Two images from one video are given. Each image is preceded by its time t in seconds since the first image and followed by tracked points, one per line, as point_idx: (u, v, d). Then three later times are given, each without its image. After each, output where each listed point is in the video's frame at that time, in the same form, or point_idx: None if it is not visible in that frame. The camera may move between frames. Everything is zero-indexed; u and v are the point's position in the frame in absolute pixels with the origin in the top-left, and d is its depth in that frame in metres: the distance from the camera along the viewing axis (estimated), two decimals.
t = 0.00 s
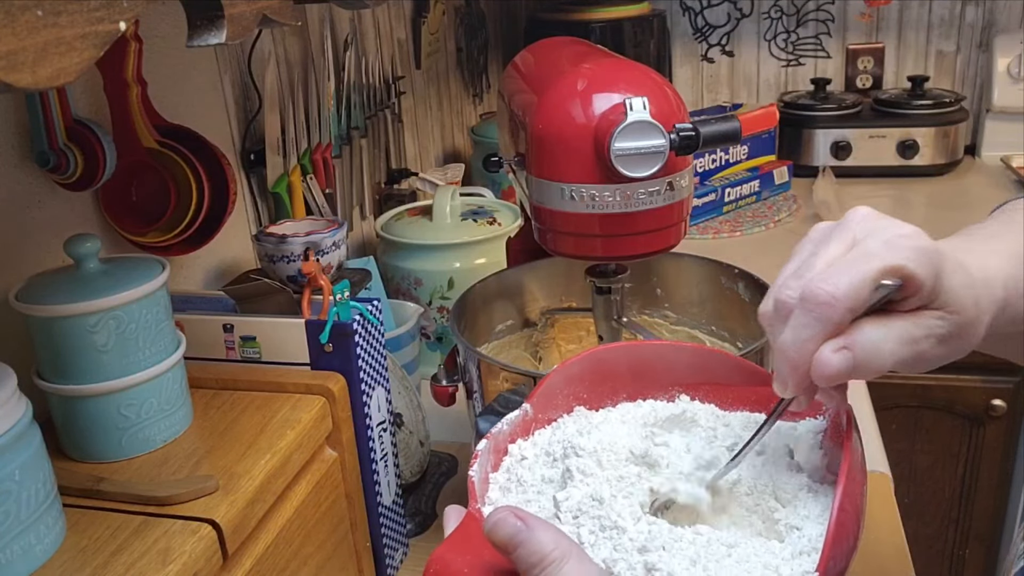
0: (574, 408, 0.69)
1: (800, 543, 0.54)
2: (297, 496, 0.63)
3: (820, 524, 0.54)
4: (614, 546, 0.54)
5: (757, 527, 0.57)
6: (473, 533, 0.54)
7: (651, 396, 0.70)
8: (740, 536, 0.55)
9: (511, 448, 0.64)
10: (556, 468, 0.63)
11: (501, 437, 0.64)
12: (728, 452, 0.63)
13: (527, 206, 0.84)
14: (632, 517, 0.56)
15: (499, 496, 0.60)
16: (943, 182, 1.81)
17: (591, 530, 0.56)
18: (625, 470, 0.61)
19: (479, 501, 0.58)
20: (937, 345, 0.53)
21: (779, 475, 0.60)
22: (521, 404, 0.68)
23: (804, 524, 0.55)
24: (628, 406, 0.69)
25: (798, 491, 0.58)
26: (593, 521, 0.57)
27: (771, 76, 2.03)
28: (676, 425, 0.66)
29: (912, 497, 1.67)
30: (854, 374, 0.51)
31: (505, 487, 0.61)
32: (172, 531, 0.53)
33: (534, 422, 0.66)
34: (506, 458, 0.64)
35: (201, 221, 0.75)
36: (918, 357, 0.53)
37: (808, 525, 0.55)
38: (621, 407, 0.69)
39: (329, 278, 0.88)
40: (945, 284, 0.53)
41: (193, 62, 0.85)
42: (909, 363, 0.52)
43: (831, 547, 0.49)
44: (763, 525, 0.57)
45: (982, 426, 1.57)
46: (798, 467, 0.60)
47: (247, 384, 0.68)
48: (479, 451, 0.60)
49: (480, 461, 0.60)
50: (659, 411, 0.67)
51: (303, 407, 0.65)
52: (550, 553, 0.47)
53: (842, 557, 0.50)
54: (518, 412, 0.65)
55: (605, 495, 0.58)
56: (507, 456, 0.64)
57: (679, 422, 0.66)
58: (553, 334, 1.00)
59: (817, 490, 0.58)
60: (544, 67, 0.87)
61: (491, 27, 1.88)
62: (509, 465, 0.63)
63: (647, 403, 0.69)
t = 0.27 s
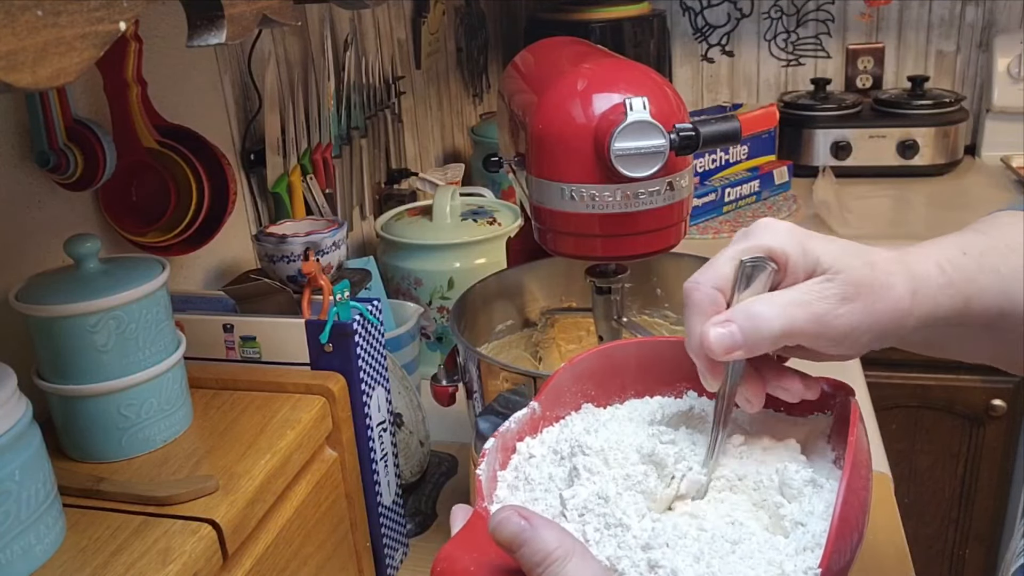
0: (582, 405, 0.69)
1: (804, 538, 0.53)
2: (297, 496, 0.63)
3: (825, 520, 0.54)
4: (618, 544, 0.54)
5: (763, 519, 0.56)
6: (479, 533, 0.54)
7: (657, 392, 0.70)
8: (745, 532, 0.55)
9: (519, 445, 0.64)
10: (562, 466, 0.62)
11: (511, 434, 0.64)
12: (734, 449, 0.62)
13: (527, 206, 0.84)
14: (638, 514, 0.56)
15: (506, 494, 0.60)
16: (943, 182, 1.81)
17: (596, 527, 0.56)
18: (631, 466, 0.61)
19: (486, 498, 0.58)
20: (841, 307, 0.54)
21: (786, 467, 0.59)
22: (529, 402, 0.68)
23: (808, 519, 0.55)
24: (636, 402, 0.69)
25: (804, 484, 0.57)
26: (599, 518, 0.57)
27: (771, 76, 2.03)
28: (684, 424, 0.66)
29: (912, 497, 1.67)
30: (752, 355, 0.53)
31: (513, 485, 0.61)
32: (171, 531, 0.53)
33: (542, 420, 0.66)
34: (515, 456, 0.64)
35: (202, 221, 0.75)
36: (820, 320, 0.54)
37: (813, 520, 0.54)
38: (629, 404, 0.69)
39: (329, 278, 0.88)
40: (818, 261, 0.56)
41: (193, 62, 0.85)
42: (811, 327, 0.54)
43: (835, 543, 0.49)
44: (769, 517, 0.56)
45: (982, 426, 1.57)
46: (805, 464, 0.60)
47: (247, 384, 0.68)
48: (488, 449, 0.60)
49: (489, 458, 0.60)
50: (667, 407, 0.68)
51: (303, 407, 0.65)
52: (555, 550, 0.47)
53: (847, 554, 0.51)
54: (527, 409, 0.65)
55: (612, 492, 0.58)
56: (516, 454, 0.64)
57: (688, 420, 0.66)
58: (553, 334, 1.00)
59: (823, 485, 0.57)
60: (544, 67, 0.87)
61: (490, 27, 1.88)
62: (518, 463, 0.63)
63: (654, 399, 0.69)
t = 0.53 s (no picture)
0: (579, 412, 0.68)
1: (800, 541, 0.54)
2: (297, 496, 0.63)
3: (821, 524, 0.55)
4: (616, 546, 0.54)
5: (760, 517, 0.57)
6: (478, 535, 0.54)
7: (653, 399, 0.70)
8: (743, 533, 0.55)
9: (518, 450, 0.64)
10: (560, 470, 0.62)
11: (509, 439, 0.63)
12: (730, 450, 0.62)
13: (527, 207, 0.84)
14: (637, 516, 0.56)
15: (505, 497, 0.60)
16: (943, 182, 1.81)
17: (595, 529, 0.56)
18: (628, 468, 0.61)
19: (486, 501, 0.58)
20: (805, 287, 0.56)
21: (782, 469, 0.59)
22: (526, 407, 0.67)
23: (805, 523, 0.55)
24: (633, 409, 0.69)
25: (799, 488, 0.58)
26: (598, 520, 0.57)
27: (771, 76, 2.03)
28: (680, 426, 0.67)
29: (912, 497, 1.67)
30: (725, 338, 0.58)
31: (512, 488, 0.61)
32: (172, 531, 0.53)
33: (540, 425, 0.66)
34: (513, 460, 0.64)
35: (202, 221, 0.75)
36: (783, 298, 0.56)
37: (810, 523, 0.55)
38: (626, 411, 0.69)
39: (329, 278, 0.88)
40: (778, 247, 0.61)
41: (193, 62, 0.85)
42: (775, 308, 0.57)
43: (831, 544, 0.49)
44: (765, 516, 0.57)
45: (983, 426, 1.57)
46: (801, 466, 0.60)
47: (247, 384, 0.68)
48: (486, 453, 0.60)
49: (487, 462, 0.60)
50: (663, 414, 0.68)
51: (303, 407, 0.65)
52: (555, 550, 0.47)
53: (843, 554, 0.51)
54: (525, 414, 0.65)
55: (611, 494, 0.58)
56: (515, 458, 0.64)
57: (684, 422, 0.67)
58: (553, 334, 1.00)
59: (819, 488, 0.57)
60: (544, 67, 0.87)
61: (491, 27, 1.88)
62: (517, 467, 0.63)
63: (651, 406, 0.69)
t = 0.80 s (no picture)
0: (580, 408, 0.68)
1: (800, 536, 0.54)
2: (297, 495, 0.63)
3: (821, 518, 0.54)
4: (618, 542, 0.54)
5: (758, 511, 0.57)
6: (479, 529, 0.54)
7: (655, 395, 0.70)
8: (743, 530, 0.55)
9: (518, 446, 0.64)
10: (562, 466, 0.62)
11: (509, 435, 0.64)
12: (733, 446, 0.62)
13: (527, 206, 0.84)
14: (639, 512, 0.56)
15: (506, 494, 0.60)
16: (943, 182, 1.81)
17: (596, 526, 0.56)
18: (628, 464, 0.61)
19: (486, 497, 0.58)
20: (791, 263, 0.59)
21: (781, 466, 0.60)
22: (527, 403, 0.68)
23: (805, 518, 0.55)
24: (634, 404, 0.69)
25: (799, 484, 0.58)
26: (599, 516, 0.57)
27: (771, 76, 2.03)
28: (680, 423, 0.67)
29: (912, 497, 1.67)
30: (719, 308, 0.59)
31: (512, 485, 0.61)
32: (171, 531, 0.53)
33: (540, 421, 0.66)
34: (514, 456, 0.64)
35: (201, 221, 0.75)
36: (773, 277, 0.58)
37: (809, 519, 0.55)
38: (627, 406, 0.69)
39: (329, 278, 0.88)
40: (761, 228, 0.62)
41: (193, 62, 0.85)
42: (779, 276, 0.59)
43: (831, 540, 0.49)
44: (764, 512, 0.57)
45: (983, 426, 1.58)
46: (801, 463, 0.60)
47: (247, 384, 0.68)
48: (487, 449, 0.60)
49: (488, 458, 0.60)
50: (665, 408, 0.67)
51: (303, 407, 0.65)
52: (555, 548, 0.47)
53: (842, 550, 0.51)
54: (525, 410, 0.65)
55: (612, 490, 0.58)
56: (515, 454, 0.64)
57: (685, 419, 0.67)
58: (553, 334, 1.00)
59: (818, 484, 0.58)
60: (544, 67, 0.87)
61: (491, 27, 1.88)
62: (517, 463, 0.63)
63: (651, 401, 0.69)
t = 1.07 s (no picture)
0: (578, 408, 0.69)
1: (801, 537, 0.54)
2: (298, 496, 0.63)
3: (822, 519, 0.55)
4: (619, 542, 0.55)
5: (757, 511, 0.57)
6: (480, 529, 0.54)
7: (653, 396, 0.70)
8: (744, 530, 0.55)
9: (517, 446, 0.65)
10: (561, 467, 0.62)
11: (507, 435, 0.64)
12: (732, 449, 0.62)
13: (527, 206, 0.84)
14: (640, 512, 0.57)
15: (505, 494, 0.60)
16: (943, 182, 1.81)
17: (597, 526, 0.56)
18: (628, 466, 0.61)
19: (486, 497, 0.58)
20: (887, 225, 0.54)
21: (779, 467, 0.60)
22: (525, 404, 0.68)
23: (805, 518, 0.55)
24: (631, 406, 0.69)
25: (798, 484, 0.58)
26: (599, 517, 0.57)
27: (771, 76, 2.03)
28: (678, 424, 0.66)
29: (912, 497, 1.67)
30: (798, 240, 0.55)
31: (511, 485, 0.61)
32: (172, 531, 0.53)
33: (538, 422, 0.66)
34: (512, 457, 0.64)
35: (201, 221, 0.75)
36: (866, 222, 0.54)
37: (810, 520, 0.55)
38: (624, 407, 0.69)
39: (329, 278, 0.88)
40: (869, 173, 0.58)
41: (193, 63, 0.85)
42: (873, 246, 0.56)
43: (832, 541, 0.49)
44: (763, 512, 0.57)
45: (983, 427, 1.59)
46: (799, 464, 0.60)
47: (247, 384, 0.68)
48: (486, 450, 0.60)
49: (487, 459, 0.60)
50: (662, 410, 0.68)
51: (303, 407, 0.65)
52: (556, 547, 0.47)
53: (843, 551, 0.51)
54: (523, 411, 0.65)
55: (612, 491, 0.58)
56: (513, 455, 0.64)
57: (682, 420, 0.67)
58: (553, 333, 1.01)
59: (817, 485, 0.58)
60: (544, 67, 0.87)
61: (491, 27, 1.88)
62: (515, 464, 0.63)
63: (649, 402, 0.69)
